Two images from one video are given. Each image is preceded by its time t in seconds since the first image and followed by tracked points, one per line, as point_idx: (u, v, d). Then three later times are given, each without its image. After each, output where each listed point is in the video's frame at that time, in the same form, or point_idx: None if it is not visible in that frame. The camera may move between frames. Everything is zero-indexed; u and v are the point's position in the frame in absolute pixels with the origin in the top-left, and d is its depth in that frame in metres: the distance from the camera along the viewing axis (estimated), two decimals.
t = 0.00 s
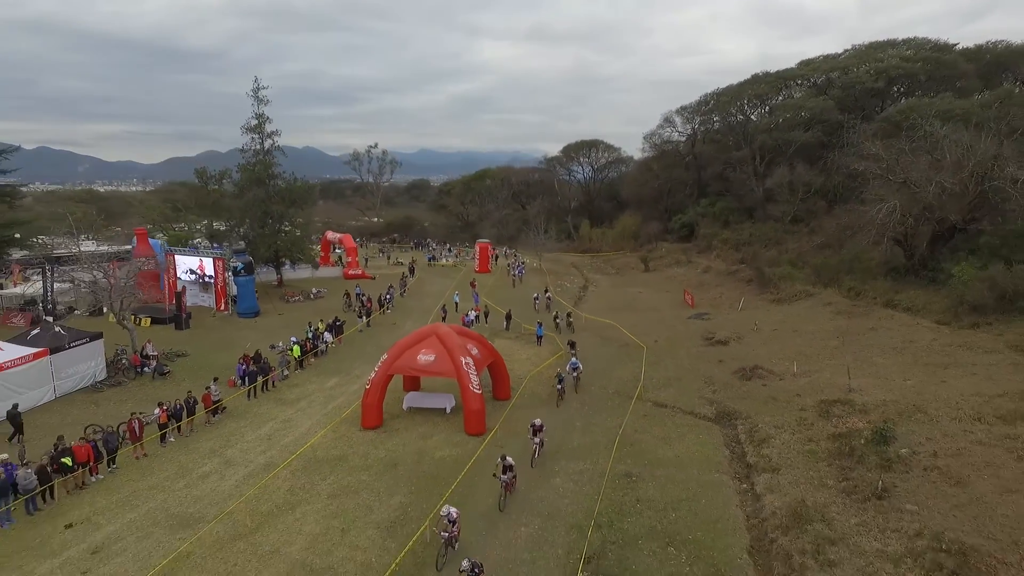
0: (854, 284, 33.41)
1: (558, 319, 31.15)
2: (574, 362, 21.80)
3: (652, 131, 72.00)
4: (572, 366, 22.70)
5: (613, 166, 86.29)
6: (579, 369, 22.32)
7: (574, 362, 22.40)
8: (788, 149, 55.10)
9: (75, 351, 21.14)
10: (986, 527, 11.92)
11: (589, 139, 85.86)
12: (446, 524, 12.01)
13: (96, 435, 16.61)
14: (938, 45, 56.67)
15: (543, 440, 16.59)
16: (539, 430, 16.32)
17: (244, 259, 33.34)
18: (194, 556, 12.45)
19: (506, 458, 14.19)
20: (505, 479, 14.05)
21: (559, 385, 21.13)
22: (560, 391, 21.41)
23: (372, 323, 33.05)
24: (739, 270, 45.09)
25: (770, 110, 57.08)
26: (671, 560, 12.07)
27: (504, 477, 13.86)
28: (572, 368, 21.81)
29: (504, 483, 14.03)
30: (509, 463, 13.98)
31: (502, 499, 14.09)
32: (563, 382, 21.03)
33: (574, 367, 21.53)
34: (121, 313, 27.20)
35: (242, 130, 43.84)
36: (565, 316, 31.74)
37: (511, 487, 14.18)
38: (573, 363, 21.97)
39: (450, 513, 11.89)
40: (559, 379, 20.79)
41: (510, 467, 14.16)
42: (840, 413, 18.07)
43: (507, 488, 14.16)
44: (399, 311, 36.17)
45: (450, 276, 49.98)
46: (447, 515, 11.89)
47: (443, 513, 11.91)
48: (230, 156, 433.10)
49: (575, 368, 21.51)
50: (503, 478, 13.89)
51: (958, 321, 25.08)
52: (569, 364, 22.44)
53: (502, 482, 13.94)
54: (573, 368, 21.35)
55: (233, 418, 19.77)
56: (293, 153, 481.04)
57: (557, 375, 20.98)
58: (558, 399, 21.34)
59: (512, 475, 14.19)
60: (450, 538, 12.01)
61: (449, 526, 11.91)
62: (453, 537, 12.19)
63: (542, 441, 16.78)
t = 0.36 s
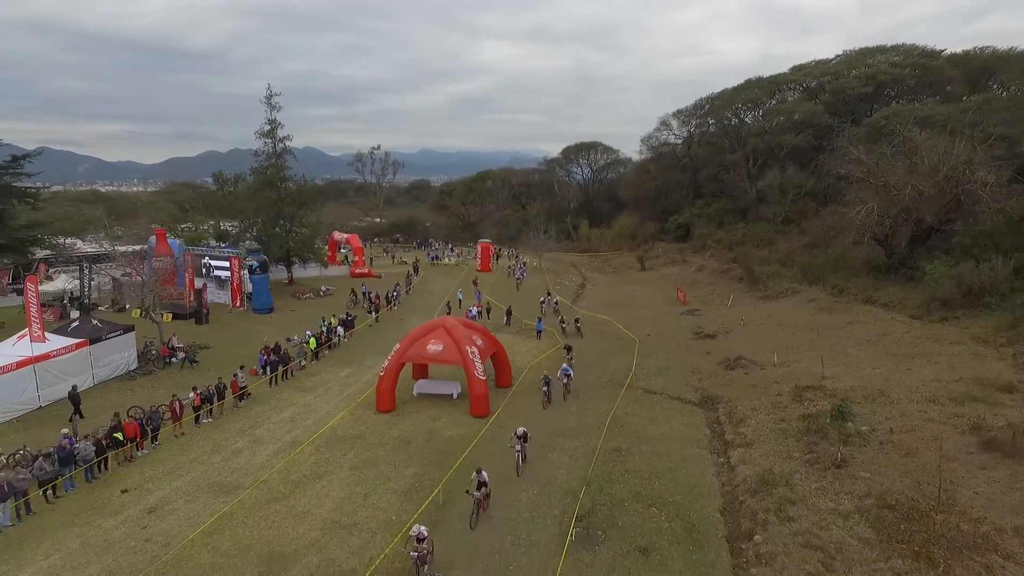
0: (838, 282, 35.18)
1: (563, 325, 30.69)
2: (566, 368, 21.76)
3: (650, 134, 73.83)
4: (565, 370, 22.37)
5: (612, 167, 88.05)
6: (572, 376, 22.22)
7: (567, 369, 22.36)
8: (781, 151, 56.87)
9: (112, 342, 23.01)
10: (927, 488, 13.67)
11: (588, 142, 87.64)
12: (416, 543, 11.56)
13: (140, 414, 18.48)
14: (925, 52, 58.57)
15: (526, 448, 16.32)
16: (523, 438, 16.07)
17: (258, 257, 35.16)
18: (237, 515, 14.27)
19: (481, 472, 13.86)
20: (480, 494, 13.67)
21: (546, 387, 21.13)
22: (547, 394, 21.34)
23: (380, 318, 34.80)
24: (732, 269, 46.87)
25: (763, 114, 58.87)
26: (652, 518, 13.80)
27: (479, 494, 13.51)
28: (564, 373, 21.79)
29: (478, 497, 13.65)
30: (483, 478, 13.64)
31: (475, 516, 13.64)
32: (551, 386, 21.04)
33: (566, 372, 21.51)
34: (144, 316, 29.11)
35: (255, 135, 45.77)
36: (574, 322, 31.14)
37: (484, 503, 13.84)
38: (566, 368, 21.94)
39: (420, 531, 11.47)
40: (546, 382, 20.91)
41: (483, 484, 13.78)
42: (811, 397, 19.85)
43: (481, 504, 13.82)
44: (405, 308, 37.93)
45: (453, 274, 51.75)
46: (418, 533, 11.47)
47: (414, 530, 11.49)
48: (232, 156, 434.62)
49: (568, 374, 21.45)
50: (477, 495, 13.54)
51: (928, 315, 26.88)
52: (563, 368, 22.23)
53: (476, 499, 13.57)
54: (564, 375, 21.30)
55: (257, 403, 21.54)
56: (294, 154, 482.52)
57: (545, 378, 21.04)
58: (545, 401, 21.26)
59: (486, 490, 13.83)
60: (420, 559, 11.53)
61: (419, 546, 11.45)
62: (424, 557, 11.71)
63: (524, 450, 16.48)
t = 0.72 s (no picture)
0: (824, 279, 36.77)
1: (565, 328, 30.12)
2: (555, 370, 21.77)
3: (647, 136, 75.35)
4: (555, 373, 22.18)
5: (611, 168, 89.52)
6: (562, 378, 22.11)
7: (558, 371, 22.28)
8: (774, 154, 58.43)
9: (139, 334, 24.64)
10: (885, 460, 15.29)
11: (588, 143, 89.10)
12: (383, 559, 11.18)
13: (172, 399, 20.11)
14: (915, 56, 60.11)
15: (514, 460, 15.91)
16: (510, 449, 15.67)
17: (271, 256, 36.81)
18: (267, 485, 15.87)
19: (455, 485, 13.55)
20: (454, 507, 13.29)
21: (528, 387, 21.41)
22: (531, 394, 21.65)
23: (387, 314, 36.32)
24: (725, 267, 48.41)
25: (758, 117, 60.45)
26: (640, 487, 15.41)
27: (451, 507, 13.19)
28: (552, 375, 21.79)
29: (453, 510, 13.27)
30: (458, 490, 13.27)
31: (448, 531, 13.24)
32: (535, 387, 21.24)
33: (555, 375, 21.49)
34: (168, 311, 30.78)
35: (265, 137, 47.35)
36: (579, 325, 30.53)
37: (458, 517, 13.50)
38: (556, 370, 21.88)
39: (387, 548, 11.07)
40: (529, 382, 21.33)
41: (457, 496, 13.46)
42: (790, 383, 21.44)
43: (455, 517, 13.47)
44: (410, 304, 39.46)
45: (456, 273, 53.31)
46: (386, 549, 11.10)
47: (381, 547, 11.09)
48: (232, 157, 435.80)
49: (556, 377, 21.40)
50: (451, 507, 13.20)
51: (906, 310, 28.49)
52: (553, 371, 22.09)
53: (449, 512, 13.27)
54: (552, 377, 21.33)
55: (276, 390, 23.12)
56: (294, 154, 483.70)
57: (528, 378, 21.41)
58: (529, 401, 21.52)
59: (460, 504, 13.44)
60: None
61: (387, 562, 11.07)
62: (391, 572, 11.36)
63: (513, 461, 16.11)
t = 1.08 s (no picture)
0: (811, 275, 38.49)
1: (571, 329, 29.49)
2: (543, 370, 21.74)
3: (645, 137, 76.98)
4: (544, 374, 22.09)
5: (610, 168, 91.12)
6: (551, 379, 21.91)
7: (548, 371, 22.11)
8: (767, 155, 60.08)
9: (165, 325, 26.40)
10: (850, 433, 17.00)
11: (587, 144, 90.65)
12: None
13: (201, 383, 21.86)
14: (905, 59, 61.69)
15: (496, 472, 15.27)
16: (491, 462, 14.98)
17: (283, 253, 38.53)
18: (293, 457, 17.61)
19: (432, 496, 13.23)
20: (426, 522, 12.95)
21: (515, 385, 21.48)
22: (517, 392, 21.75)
23: (394, 308, 38.02)
24: (718, 264, 50.12)
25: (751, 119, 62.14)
26: (629, 458, 17.12)
27: (423, 521, 12.86)
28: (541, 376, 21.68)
29: (424, 525, 12.93)
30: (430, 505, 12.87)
31: (420, 545, 12.90)
32: (521, 386, 21.24)
33: (543, 377, 21.36)
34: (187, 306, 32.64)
35: (275, 139, 49.11)
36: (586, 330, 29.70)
37: (431, 530, 13.20)
38: (545, 371, 21.70)
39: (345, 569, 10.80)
40: (516, 380, 21.39)
41: (431, 509, 13.13)
42: (770, 369, 23.17)
43: (428, 530, 13.17)
44: (415, 300, 41.16)
45: (459, 270, 55.00)
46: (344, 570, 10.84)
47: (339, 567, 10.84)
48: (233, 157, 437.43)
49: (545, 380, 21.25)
50: (422, 521, 12.88)
51: (885, 304, 30.21)
52: (542, 371, 21.96)
53: (421, 525, 12.96)
54: (541, 377, 21.21)
55: (294, 377, 24.85)
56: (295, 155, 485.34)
57: (516, 376, 21.46)
58: (514, 399, 21.70)
59: (433, 518, 13.09)
60: None
61: None
62: None
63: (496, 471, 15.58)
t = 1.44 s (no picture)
0: (800, 272, 40.14)
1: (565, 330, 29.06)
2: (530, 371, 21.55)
3: (643, 138, 78.43)
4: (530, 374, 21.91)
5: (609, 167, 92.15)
6: (538, 380, 21.80)
7: (536, 372, 22.00)
8: (762, 155, 61.63)
9: (187, 317, 28.03)
10: (823, 411, 18.63)
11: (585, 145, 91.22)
12: None
13: (225, 369, 23.50)
14: (896, 62, 63.28)
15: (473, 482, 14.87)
16: (467, 472, 14.62)
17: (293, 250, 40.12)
18: (315, 433, 19.28)
19: (404, 508, 12.82)
20: (398, 534, 12.57)
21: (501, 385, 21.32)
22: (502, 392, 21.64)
23: (400, 303, 39.62)
24: (713, 262, 51.73)
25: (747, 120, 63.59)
26: (622, 434, 18.77)
27: (396, 534, 12.45)
28: (528, 377, 21.59)
29: (397, 537, 12.54)
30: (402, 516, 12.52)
31: (392, 559, 12.48)
32: (506, 386, 21.16)
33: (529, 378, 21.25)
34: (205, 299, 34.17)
35: (283, 140, 50.67)
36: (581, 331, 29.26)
37: (405, 544, 12.78)
38: (532, 372, 21.56)
39: None
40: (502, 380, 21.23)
41: (403, 521, 12.74)
42: (755, 356, 24.82)
43: (402, 543, 12.76)
44: (420, 296, 42.75)
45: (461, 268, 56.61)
46: None
47: None
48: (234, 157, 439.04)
49: (531, 381, 21.10)
50: (394, 532, 12.48)
51: (868, 298, 31.86)
52: (528, 372, 21.73)
53: (393, 539, 12.55)
54: (527, 378, 21.09)
55: (309, 365, 26.48)
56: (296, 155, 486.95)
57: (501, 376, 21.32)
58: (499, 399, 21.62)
59: (406, 530, 12.70)
60: None
61: None
62: None
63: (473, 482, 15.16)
